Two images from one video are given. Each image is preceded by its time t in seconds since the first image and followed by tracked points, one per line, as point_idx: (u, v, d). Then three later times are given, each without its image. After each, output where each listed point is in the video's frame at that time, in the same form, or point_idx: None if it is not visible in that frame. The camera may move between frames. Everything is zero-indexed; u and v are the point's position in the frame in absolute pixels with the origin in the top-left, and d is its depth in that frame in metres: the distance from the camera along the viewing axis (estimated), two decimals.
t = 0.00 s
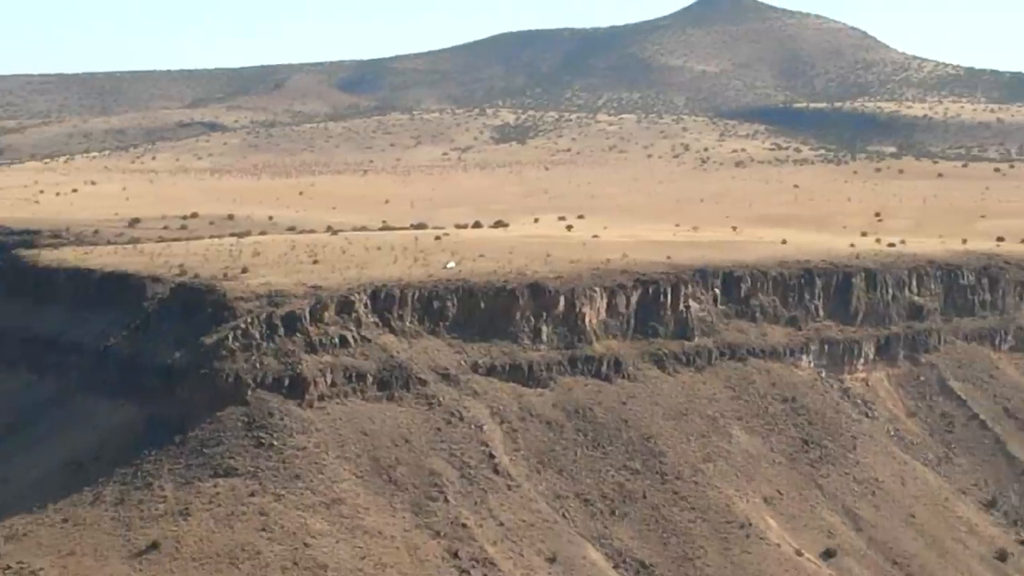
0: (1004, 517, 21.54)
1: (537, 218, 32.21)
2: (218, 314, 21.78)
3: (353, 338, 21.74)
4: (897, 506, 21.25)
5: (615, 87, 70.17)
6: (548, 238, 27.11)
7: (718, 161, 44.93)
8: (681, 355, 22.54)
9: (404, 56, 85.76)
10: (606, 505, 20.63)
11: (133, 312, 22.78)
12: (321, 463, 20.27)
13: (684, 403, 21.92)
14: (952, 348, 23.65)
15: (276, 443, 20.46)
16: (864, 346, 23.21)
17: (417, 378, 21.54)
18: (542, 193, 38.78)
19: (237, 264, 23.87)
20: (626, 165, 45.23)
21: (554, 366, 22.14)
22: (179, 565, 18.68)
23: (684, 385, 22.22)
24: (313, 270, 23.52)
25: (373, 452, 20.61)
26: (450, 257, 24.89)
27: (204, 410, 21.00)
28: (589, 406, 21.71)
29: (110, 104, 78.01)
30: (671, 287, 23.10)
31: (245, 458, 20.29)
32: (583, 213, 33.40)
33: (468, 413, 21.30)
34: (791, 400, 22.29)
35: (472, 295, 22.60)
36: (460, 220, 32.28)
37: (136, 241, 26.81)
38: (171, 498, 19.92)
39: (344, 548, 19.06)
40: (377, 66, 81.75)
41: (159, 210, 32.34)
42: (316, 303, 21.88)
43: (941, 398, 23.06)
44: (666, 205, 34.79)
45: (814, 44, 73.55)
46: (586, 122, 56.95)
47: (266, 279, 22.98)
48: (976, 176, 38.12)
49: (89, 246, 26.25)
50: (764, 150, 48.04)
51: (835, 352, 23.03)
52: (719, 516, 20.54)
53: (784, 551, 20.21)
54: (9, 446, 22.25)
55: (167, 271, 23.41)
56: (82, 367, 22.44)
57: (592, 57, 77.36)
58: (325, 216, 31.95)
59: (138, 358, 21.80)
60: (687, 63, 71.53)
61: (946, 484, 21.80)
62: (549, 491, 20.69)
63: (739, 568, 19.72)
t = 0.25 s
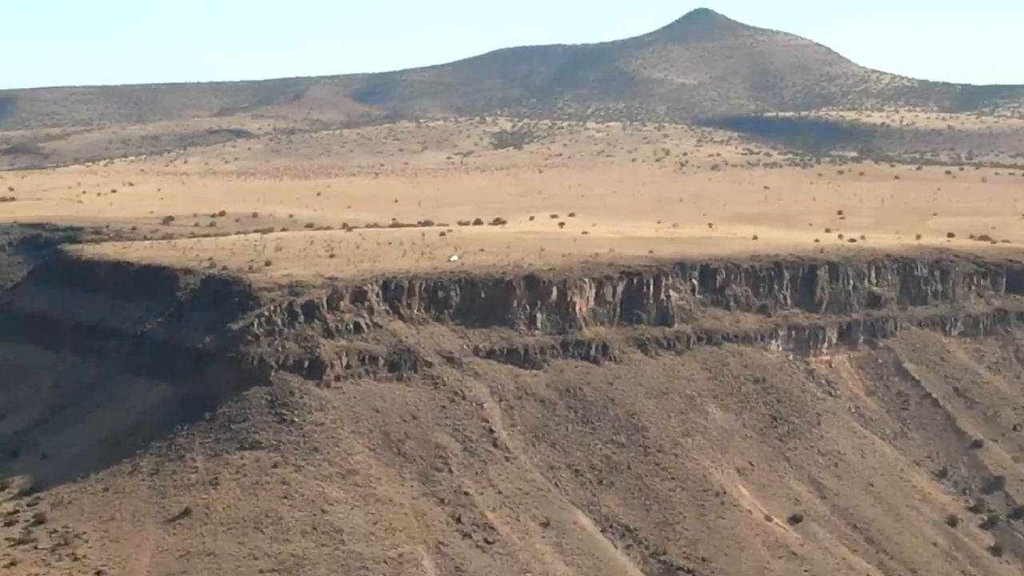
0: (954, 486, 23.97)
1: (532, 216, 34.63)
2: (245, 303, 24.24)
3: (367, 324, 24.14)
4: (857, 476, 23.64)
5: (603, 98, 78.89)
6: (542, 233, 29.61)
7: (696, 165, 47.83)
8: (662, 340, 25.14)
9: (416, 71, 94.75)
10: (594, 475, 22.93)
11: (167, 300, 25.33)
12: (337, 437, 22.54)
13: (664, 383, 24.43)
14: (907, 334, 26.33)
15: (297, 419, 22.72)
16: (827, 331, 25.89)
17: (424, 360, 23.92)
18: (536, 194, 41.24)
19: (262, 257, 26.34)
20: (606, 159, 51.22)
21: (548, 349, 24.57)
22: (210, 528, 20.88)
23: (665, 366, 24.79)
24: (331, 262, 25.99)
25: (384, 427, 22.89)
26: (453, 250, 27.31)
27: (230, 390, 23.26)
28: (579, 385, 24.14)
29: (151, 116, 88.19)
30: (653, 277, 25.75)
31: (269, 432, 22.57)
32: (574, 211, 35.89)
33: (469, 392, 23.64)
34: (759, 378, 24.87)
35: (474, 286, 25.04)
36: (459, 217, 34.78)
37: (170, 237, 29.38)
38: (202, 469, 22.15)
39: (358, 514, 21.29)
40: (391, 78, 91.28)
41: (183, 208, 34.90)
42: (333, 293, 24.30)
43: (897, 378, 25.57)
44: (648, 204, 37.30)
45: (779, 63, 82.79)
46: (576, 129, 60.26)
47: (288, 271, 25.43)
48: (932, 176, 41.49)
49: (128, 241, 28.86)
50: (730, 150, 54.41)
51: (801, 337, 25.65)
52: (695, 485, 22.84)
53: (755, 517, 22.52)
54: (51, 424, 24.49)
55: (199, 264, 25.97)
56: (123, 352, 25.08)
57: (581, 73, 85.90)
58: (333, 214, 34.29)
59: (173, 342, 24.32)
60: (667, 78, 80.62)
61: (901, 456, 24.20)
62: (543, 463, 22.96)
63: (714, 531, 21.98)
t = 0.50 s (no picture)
0: (904, 454, 27.07)
1: (527, 214, 37.55)
2: (271, 291, 27.28)
3: (380, 310, 27.13)
4: (817, 445, 26.67)
5: (590, 107, 83.28)
6: (536, 230, 32.68)
7: (673, 168, 51.12)
8: (643, 324, 28.22)
9: (423, 85, 101.92)
10: (583, 444, 25.84)
11: (203, 290, 28.68)
12: (354, 411, 25.44)
13: (644, 363, 27.43)
14: (862, 319, 29.56)
15: (318, 395, 25.63)
16: (790, 317, 29.12)
17: (431, 342, 26.88)
18: (530, 194, 44.17)
19: (286, 251, 29.42)
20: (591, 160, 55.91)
21: (541, 332, 27.58)
22: (241, 491, 23.72)
23: (646, 348, 27.82)
24: (347, 256, 29.06)
25: (395, 402, 25.80)
26: (457, 245, 30.41)
27: (258, 368, 26.19)
28: (569, 365, 27.14)
29: (172, 122, 93.96)
30: (634, 269, 28.87)
31: (293, 406, 25.48)
32: (564, 210, 38.78)
33: (472, 371, 26.56)
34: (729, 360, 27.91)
35: (474, 276, 28.01)
36: (459, 214, 37.72)
37: (204, 232, 32.75)
38: (234, 439, 25.04)
39: (372, 479, 24.17)
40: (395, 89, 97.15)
41: (208, 208, 38.02)
42: (350, 283, 27.30)
43: (853, 358, 28.80)
44: (630, 203, 40.35)
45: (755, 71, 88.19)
46: (567, 136, 63.84)
47: (310, 263, 28.46)
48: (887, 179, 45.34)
49: (169, 237, 32.57)
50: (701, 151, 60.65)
51: (767, 322, 28.82)
52: (672, 454, 25.79)
53: (726, 482, 25.47)
54: (98, 401, 27.74)
55: (229, 258, 29.24)
56: (162, 337, 28.36)
57: (572, 83, 92.41)
58: (340, 211, 37.04)
59: (206, 328, 27.44)
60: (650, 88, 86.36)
61: (856, 428, 27.33)
62: (537, 434, 25.87)
63: (688, 494, 24.90)
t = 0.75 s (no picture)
0: (859, 426, 30.87)
1: (521, 212, 40.77)
2: (295, 281, 30.85)
3: (392, 297, 30.73)
4: (779, 417, 30.46)
5: (579, 119, 96.41)
6: (531, 226, 36.61)
7: (653, 171, 55.65)
8: (627, 310, 32.13)
9: (431, 96, 114.53)
10: (572, 417, 29.31)
11: (234, 280, 32.30)
12: (369, 387, 28.84)
13: (627, 344, 31.25)
14: (820, 305, 33.83)
15: (337, 373, 29.01)
16: (756, 303, 33.30)
17: (438, 326, 30.46)
18: (526, 194, 47.62)
19: (309, 245, 33.22)
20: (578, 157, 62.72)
21: (535, 317, 31.27)
22: (268, 458, 27.10)
23: (629, 331, 31.68)
24: (364, 249, 32.92)
25: (406, 379, 29.23)
26: (461, 239, 34.26)
27: (284, 349, 29.64)
28: (561, 346, 30.80)
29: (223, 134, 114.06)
30: (618, 261, 32.78)
31: (315, 383, 28.84)
32: (557, 208, 42.44)
33: (474, 352, 30.09)
34: (703, 339, 32.01)
35: (477, 268, 31.80)
36: (459, 212, 41.46)
37: (236, 228, 36.73)
38: (263, 412, 28.41)
39: (385, 448, 27.58)
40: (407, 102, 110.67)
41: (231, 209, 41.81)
42: (365, 273, 30.87)
43: (812, 340, 32.96)
44: (614, 203, 44.00)
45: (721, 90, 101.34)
46: (558, 143, 68.78)
47: (331, 256, 32.18)
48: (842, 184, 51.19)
49: (205, 233, 36.61)
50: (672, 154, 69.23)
51: (736, 308, 32.95)
52: (650, 426, 29.33)
53: (699, 451, 29.05)
54: (140, 379, 31.27)
55: (260, 251, 33.05)
56: (198, 322, 32.00)
57: (563, 97, 104.09)
58: (352, 209, 40.78)
59: (238, 313, 31.05)
60: (630, 102, 98.69)
61: (815, 402, 31.21)
62: (532, 408, 29.29)
63: (666, 461, 28.36)
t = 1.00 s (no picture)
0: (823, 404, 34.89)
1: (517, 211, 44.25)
2: (314, 274, 34.41)
3: (402, 287, 34.39)
4: (750, 395, 34.32)
5: (570, 125, 104.66)
6: (527, 224, 40.51)
7: (636, 174, 59.95)
8: (613, 299, 35.97)
9: (433, 105, 123.14)
10: (563, 394, 33.00)
11: (259, 272, 35.87)
12: (380, 367, 32.41)
13: (612, 330, 35.03)
14: (786, 294, 37.81)
15: (352, 354, 32.55)
16: (729, 293, 37.24)
17: (443, 313, 34.11)
18: (522, 194, 51.00)
19: (326, 240, 36.95)
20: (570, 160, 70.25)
21: (529, 304, 34.97)
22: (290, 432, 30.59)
23: (615, 318, 35.46)
24: (377, 243, 36.67)
25: (414, 361, 32.82)
26: (463, 235, 37.95)
27: (304, 334, 33.15)
28: (553, 331, 34.49)
29: (247, 140, 121.92)
30: (604, 255, 36.55)
31: (332, 364, 32.34)
32: (550, 207, 46.24)
33: (475, 336, 33.75)
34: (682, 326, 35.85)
35: (477, 261, 35.51)
36: (459, 209, 45.05)
37: (260, 225, 40.48)
38: (286, 391, 31.90)
39: (395, 422, 31.18)
40: (415, 112, 119.87)
41: (251, 209, 45.44)
42: (377, 266, 34.48)
43: (780, 325, 36.96)
44: (602, 203, 47.66)
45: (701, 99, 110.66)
46: (551, 149, 73.46)
47: (346, 251, 35.79)
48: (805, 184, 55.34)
49: (233, 230, 40.44)
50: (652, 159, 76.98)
51: (711, 296, 36.80)
52: (633, 403, 33.02)
53: (677, 425, 32.78)
54: (174, 362, 34.88)
55: (282, 245, 36.75)
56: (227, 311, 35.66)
57: (554, 105, 112.89)
58: (362, 208, 44.47)
59: (263, 302, 34.67)
60: (617, 110, 106.79)
61: (782, 381, 35.09)
62: (527, 387, 32.95)
63: (647, 435, 32.11)
